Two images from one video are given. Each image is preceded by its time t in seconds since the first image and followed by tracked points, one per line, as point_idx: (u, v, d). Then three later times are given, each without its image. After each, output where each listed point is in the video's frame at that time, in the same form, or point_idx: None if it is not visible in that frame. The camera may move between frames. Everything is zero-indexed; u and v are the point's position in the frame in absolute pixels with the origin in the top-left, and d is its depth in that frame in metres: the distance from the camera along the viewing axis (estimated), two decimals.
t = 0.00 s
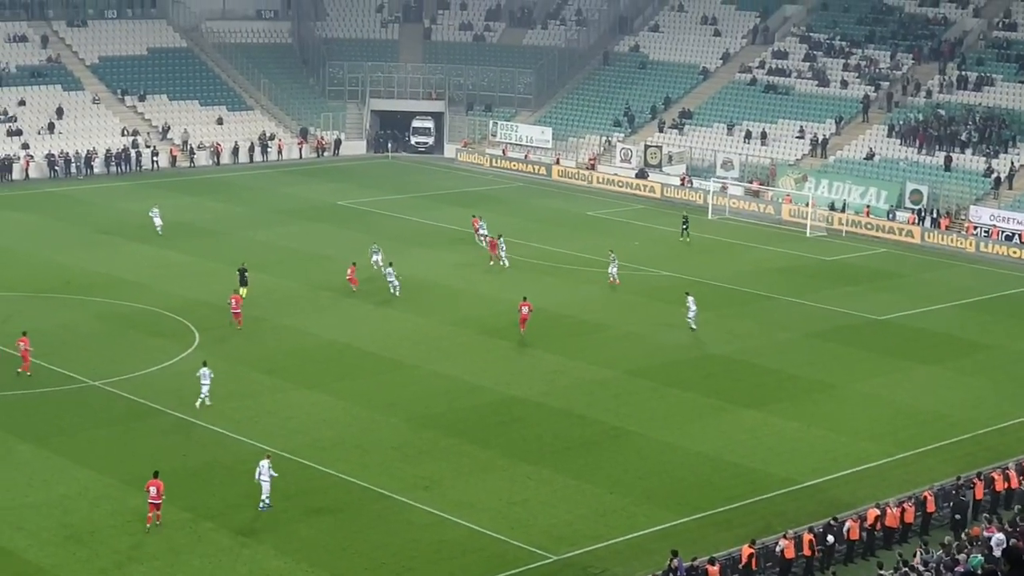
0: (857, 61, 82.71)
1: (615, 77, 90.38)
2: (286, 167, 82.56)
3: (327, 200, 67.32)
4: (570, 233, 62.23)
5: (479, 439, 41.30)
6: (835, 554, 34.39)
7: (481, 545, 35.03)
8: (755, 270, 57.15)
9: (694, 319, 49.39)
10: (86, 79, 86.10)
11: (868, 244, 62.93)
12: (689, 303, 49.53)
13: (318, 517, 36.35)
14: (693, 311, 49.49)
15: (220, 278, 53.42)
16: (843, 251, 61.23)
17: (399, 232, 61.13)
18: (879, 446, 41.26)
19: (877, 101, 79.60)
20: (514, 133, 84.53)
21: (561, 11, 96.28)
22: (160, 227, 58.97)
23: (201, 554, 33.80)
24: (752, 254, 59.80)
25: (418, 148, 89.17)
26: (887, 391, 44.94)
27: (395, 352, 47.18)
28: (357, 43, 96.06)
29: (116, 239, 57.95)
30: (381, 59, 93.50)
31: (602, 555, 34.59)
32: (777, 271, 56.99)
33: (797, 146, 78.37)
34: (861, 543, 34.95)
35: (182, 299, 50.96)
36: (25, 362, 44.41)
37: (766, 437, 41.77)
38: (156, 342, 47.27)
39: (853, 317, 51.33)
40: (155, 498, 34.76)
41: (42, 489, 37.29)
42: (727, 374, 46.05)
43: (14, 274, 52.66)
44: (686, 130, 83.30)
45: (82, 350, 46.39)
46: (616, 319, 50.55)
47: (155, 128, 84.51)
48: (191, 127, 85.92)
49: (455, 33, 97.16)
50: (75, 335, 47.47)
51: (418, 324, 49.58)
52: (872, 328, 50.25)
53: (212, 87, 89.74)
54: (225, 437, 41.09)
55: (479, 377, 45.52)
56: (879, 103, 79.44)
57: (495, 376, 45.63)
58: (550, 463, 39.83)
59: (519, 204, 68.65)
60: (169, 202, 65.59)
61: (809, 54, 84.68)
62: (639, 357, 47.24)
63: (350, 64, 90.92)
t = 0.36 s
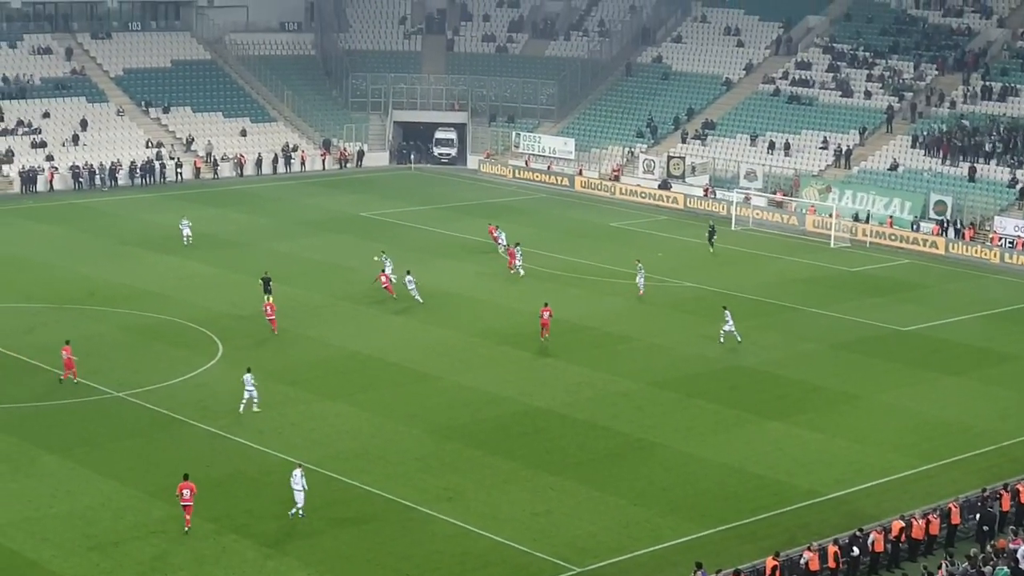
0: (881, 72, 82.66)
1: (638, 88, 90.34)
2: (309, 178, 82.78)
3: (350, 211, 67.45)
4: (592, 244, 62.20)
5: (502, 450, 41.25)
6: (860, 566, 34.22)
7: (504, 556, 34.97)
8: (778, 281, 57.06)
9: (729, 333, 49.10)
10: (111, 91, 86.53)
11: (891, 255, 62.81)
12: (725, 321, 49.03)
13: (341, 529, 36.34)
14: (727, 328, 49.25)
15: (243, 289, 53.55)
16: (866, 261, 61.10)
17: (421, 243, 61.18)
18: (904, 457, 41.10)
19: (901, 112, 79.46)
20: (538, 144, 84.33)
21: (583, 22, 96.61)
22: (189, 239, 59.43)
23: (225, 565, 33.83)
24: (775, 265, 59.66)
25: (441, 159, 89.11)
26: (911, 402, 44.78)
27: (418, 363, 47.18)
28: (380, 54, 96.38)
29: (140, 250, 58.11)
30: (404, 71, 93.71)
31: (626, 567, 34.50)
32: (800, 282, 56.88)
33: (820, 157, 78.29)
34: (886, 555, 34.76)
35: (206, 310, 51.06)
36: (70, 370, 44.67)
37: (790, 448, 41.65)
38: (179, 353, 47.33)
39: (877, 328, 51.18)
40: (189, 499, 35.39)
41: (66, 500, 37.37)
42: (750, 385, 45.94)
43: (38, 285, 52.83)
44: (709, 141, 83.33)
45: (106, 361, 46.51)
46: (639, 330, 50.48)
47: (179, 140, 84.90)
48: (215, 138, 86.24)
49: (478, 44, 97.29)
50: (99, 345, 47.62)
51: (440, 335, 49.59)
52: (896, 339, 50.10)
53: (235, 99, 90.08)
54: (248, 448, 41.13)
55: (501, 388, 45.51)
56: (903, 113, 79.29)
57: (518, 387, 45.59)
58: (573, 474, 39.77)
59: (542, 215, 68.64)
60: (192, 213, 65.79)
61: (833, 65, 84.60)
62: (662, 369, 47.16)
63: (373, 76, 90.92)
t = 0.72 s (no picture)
0: (898, 89, 82.62)
1: (656, 105, 90.26)
2: (328, 196, 82.98)
3: (367, 228, 67.56)
4: (610, 261, 62.20)
5: (521, 468, 41.16)
6: None
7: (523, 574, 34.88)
8: (797, 297, 56.96)
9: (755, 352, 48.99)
10: (130, 110, 86.86)
11: (911, 272, 62.73)
12: (750, 337, 49.07)
13: (359, 546, 36.28)
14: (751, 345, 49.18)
15: (261, 307, 53.63)
16: (886, 279, 60.94)
17: (438, 260, 61.21)
18: (923, 475, 40.93)
19: (919, 129, 79.31)
20: (555, 162, 84.42)
21: (600, 40, 96.72)
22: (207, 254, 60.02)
23: None
24: (794, 282, 59.54)
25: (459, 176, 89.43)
26: (930, 420, 44.62)
27: (436, 380, 47.16)
28: (398, 72, 96.70)
29: (158, 268, 58.24)
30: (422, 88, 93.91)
31: None
32: (819, 299, 56.78)
33: (838, 174, 78.20)
34: (907, 573, 34.59)
35: (224, 327, 51.13)
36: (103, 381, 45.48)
37: (809, 465, 41.51)
38: (197, 371, 47.37)
39: (895, 345, 51.06)
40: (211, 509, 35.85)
41: (85, 517, 37.38)
42: (769, 403, 45.83)
43: (56, 302, 52.97)
44: (727, 158, 83.13)
45: (126, 378, 46.59)
46: (657, 347, 50.41)
47: (198, 158, 85.16)
48: (234, 156, 86.51)
49: (496, 62, 97.41)
50: (118, 363, 47.71)
51: (458, 352, 49.59)
52: (915, 356, 49.96)
53: (254, 117, 90.32)
54: (267, 466, 41.11)
55: (519, 406, 45.45)
56: (921, 130, 79.06)
57: (536, 405, 45.53)
58: (592, 492, 39.68)
59: (560, 232, 68.61)
60: (210, 230, 65.97)
61: (850, 82, 84.54)
62: (681, 386, 47.06)
63: (391, 94, 90.99)
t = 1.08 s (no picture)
0: (948, 100, 82.11)
1: (704, 116, 89.91)
2: (374, 207, 83.27)
3: (413, 239, 67.68)
4: (655, 272, 62.04)
5: (567, 480, 41.04)
6: None
7: None
8: (844, 309, 56.61)
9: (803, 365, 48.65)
10: (179, 121, 87.49)
11: (961, 283, 62.20)
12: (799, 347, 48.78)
13: (405, 557, 36.24)
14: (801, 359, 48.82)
15: (306, 317, 53.78)
16: (937, 291, 60.41)
17: (484, 271, 61.22)
18: (973, 489, 40.52)
19: (969, 139, 78.79)
20: (602, 173, 84.25)
21: (647, 51, 96.67)
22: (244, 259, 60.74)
23: None
24: (841, 293, 59.18)
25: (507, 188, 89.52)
26: (979, 433, 44.18)
27: (482, 391, 47.14)
28: (443, 82, 96.97)
29: (205, 278, 58.53)
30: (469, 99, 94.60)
31: None
32: (866, 311, 56.40)
33: (886, 185, 77.85)
34: None
35: (270, 338, 51.30)
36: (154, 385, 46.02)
37: (857, 478, 41.19)
38: (245, 381, 47.56)
39: (944, 358, 50.62)
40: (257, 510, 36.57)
41: (133, 526, 37.55)
42: (816, 415, 45.52)
43: (105, 312, 53.33)
44: (777, 169, 82.83)
45: (174, 388, 46.83)
46: (703, 359, 50.20)
47: (245, 169, 85.61)
48: (281, 167, 86.96)
49: (543, 73, 97.53)
50: (166, 373, 47.95)
51: (503, 363, 49.54)
52: (964, 368, 49.51)
53: (301, 129, 90.77)
54: (313, 476, 41.17)
55: (565, 417, 45.34)
56: (971, 141, 78.59)
57: (582, 416, 45.41)
58: (638, 504, 39.50)
59: (606, 243, 68.51)
60: (256, 241, 66.28)
61: (900, 92, 84.06)
62: (728, 398, 46.84)
63: (438, 105, 91.32)
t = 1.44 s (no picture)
0: (988, 102, 82.08)
1: (742, 117, 89.62)
2: (411, 208, 83.44)
3: (449, 240, 67.79)
4: (692, 274, 61.97)
5: (604, 482, 40.99)
6: None
7: None
8: (882, 312, 56.42)
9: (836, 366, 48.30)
10: (218, 122, 87.91)
11: (1000, 287, 61.86)
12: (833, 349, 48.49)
13: (442, 558, 36.25)
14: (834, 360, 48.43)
15: (343, 317, 53.92)
16: (976, 294, 60.11)
17: (520, 272, 61.23)
18: (1012, 493, 40.29)
19: (1009, 142, 78.68)
20: (639, 174, 84.02)
21: (686, 52, 96.36)
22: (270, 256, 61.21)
23: None
24: (879, 296, 58.95)
25: (543, 189, 89.71)
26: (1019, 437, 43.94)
27: (518, 392, 47.14)
28: (481, 83, 97.28)
29: (242, 278, 58.71)
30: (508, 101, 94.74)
31: None
32: (904, 314, 56.18)
33: (926, 187, 77.63)
34: None
35: (307, 339, 51.42)
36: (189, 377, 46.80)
37: (895, 482, 41.03)
38: (282, 381, 47.69)
39: (983, 361, 50.39)
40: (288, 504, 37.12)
41: (171, 526, 37.67)
42: (854, 418, 45.36)
43: (143, 312, 53.60)
44: (816, 171, 82.50)
45: (212, 388, 47.01)
46: (740, 361, 50.11)
47: (284, 170, 85.91)
48: (319, 168, 87.25)
49: (580, 74, 97.54)
50: (205, 372, 48.14)
51: (539, 364, 49.55)
52: (1003, 372, 49.26)
53: (339, 130, 91.02)
54: (350, 477, 41.25)
55: (602, 418, 45.32)
56: (1011, 144, 78.52)
57: (618, 417, 45.38)
58: (675, 506, 39.44)
59: (642, 245, 68.46)
60: (292, 242, 66.50)
61: (939, 95, 83.86)
62: (765, 400, 46.71)
63: (476, 106, 91.57)
